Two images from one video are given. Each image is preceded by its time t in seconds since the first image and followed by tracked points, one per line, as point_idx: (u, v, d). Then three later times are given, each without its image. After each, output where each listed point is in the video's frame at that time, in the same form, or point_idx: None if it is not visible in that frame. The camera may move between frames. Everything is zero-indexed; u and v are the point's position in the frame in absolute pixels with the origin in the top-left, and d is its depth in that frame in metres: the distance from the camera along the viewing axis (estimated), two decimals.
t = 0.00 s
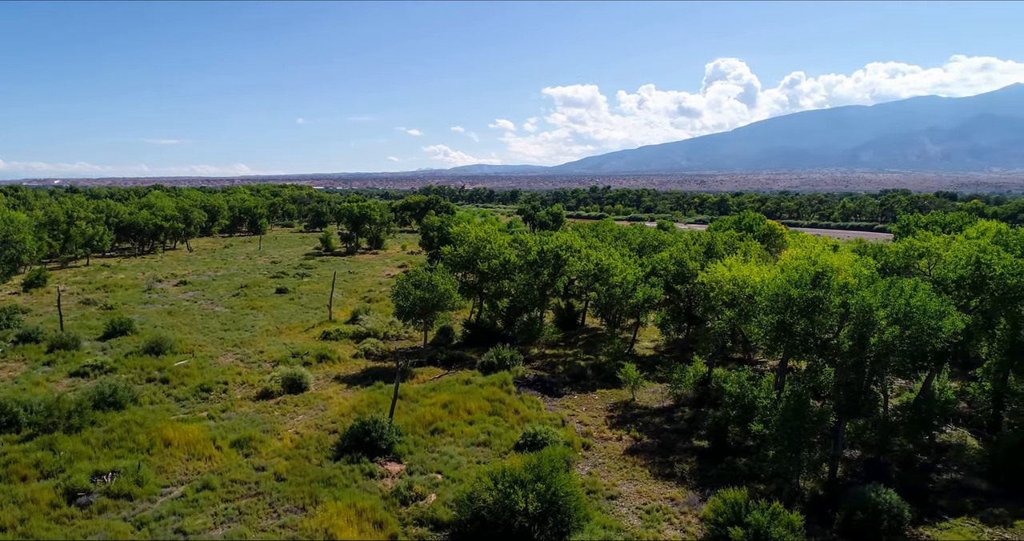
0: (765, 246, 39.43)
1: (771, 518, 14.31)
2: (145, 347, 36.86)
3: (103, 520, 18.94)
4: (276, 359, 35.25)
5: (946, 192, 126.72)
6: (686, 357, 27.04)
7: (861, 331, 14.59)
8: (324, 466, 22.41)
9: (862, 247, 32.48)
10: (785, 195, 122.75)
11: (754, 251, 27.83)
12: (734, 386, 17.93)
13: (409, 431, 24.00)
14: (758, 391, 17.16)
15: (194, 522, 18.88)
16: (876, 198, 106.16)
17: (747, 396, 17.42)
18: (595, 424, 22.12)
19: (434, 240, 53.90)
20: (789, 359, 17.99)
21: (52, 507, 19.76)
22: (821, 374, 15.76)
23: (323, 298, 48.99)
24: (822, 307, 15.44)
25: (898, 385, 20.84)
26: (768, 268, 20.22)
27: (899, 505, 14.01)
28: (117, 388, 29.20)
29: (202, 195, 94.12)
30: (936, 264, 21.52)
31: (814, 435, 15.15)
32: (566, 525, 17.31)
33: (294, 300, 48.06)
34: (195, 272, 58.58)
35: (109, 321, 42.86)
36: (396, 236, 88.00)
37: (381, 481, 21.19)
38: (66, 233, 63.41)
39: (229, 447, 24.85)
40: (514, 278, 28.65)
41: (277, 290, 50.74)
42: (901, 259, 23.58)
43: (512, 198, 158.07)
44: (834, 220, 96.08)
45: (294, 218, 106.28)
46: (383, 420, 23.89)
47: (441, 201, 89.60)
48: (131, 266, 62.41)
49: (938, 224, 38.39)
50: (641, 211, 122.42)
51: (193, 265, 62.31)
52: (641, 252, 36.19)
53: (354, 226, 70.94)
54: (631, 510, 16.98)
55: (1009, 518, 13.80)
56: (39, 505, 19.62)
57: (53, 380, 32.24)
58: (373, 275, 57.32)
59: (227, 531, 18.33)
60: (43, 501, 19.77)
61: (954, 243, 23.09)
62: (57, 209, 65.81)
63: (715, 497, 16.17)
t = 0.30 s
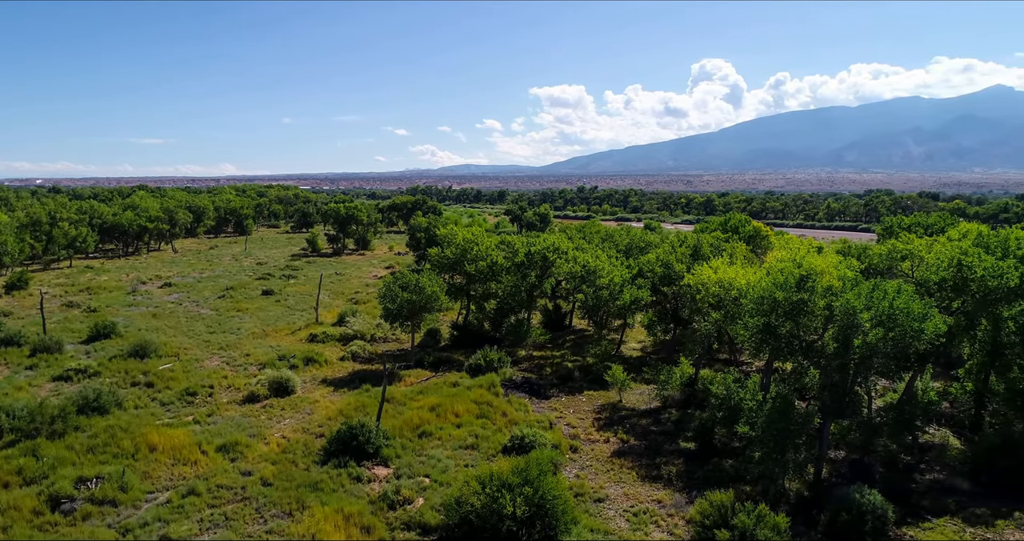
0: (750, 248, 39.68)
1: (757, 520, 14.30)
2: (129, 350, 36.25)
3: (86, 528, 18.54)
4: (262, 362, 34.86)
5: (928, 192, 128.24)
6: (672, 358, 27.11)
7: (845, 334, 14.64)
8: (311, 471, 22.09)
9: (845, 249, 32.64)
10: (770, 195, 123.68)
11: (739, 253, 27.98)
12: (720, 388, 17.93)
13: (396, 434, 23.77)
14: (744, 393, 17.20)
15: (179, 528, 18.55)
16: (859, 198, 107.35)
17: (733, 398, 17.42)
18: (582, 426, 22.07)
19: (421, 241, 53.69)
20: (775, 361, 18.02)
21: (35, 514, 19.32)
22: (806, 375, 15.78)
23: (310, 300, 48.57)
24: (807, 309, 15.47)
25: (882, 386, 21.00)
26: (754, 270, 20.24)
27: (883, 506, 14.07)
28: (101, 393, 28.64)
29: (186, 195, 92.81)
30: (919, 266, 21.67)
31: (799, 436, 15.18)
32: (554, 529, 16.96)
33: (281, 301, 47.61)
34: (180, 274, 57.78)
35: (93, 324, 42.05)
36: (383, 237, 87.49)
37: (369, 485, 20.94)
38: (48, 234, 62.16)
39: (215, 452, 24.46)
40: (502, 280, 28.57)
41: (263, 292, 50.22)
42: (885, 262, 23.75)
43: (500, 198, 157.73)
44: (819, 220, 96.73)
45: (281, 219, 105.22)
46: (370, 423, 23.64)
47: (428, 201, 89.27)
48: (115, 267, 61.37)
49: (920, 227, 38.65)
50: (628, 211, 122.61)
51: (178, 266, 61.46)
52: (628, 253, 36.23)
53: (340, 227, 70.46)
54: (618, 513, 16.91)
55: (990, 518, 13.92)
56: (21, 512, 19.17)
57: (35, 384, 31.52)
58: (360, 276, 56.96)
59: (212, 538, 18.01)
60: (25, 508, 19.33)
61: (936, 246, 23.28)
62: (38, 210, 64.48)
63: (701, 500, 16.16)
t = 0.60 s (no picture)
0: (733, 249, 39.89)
1: (741, 522, 14.30)
2: (111, 354, 35.54)
3: (67, 537, 18.08)
4: (247, 365, 34.41)
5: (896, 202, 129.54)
6: (658, 359, 27.14)
7: (829, 336, 14.68)
8: (296, 475, 21.71)
9: (828, 252, 32.85)
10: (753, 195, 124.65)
11: (723, 254, 28.07)
12: (705, 390, 17.93)
13: (382, 438, 23.50)
14: (728, 395, 17.21)
15: (163, 536, 18.13)
16: (842, 199, 108.47)
17: (718, 400, 17.43)
18: (568, 428, 22.01)
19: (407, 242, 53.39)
20: (759, 363, 18.02)
21: (15, 522, 18.83)
22: (790, 377, 15.81)
23: (295, 302, 48.07)
24: (790, 312, 15.50)
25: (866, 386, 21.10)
26: (738, 273, 20.27)
27: (865, 506, 14.14)
28: (83, 398, 28.01)
29: (169, 196, 91.39)
30: (901, 267, 21.86)
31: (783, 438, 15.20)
32: (540, 532, 16.67)
33: (266, 303, 47.07)
34: (163, 276, 56.84)
35: (74, 327, 41.14)
36: (369, 237, 86.91)
37: (355, 490, 20.63)
38: (26, 235, 60.74)
39: (199, 457, 23.99)
40: (488, 282, 28.44)
41: (247, 294, 49.61)
42: (867, 263, 23.93)
43: (486, 198, 157.39)
44: (803, 220, 97.57)
45: (265, 220, 103.98)
46: (356, 427, 23.35)
47: (414, 202, 88.86)
48: (96, 269, 60.17)
49: (900, 229, 39.03)
50: (614, 211, 122.84)
51: (161, 268, 60.51)
52: (613, 255, 36.29)
53: (325, 228, 69.88)
54: (604, 516, 16.82)
55: (970, 517, 14.04)
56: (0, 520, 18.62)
57: (13, 389, 30.70)
58: (345, 278, 56.54)
59: None
60: (4, 517, 18.78)
61: (916, 248, 23.50)
62: (16, 211, 62.98)
63: (686, 502, 16.13)
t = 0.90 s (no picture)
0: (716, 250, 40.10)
1: (725, 525, 14.30)
2: (92, 358, 34.80)
3: None
4: (231, 368, 33.92)
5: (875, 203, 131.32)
6: (643, 361, 27.20)
7: (811, 338, 14.74)
8: (281, 480, 21.28)
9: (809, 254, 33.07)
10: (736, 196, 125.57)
11: (706, 256, 28.20)
12: (689, 392, 17.93)
13: (367, 442, 23.22)
14: (713, 396, 17.25)
15: None
16: (824, 199, 109.55)
17: (702, 402, 17.44)
18: (554, 430, 21.97)
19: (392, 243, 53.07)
20: (742, 365, 18.06)
21: None
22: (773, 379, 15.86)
23: (279, 304, 47.56)
24: (774, 314, 15.52)
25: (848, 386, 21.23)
26: (722, 275, 20.31)
27: (847, 506, 14.20)
28: (64, 403, 27.31)
29: (151, 196, 89.92)
30: (882, 270, 22.07)
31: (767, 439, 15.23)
32: (527, 536, 16.36)
33: (250, 306, 46.50)
34: (145, 278, 55.89)
35: (54, 330, 40.20)
36: (354, 238, 86.26)
37: (340, 495, 20.30)
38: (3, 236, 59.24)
39: (183, 462, 23.44)
40: (474, 284, 28.30)
41: (231, 296, 48.96)
42: (849, 265, 24.14)
43: (472, 198, 156.84)
44: (786, 220, 98.43)
45: (249, 220, 102.72)
46: (341, 431, 23.01)
47: (399, 202, 88.39)
48: (76, 272, 58.95)
49: (881, 230, 39.43)
50: (600, 211, 123.00)
51: (143, 270, 59.53)
52: (597, 256, 36.32)
53: (310, 229, 69.21)
54: (589, 519, 16.71)
55: (949, 516, 14.17)
56: None
57: None
58: (330, 279, 56.07)
59: None
60: None
61: (897, 250, 23.73)
62: None
63: (671, 505, 16.09)
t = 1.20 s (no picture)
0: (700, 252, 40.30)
1: (711, 528, 14.28)
2: (75, 362, 34.10)
3: None
4: (216, 372, 33.48)
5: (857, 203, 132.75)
6: (629, 362, 27.26)
7: (796, 340, 14.80)
8: (267, 485, 20.84)
9: (792, 256, 33.29)
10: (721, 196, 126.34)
11: (691, 257, 28.33)
12: (675, 395, 17.96)
13: (354, 446, 22.91)
14: (698, 399, 17.28)
15: None
16: (807, 199, 110.51)
17: (688, 404, 17.47)
18: (541, 433, 21.93)
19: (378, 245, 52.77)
20: (727, 367, 18.12)
21: None
22: (758, 381, 15.92)
23: (265, 306, 47.06)
24: (758, 317, 15.56)
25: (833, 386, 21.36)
26: (707, 277, 20.37)
27: (831, 507, 14.24)
28: (46, 408, 26.69)
29: (134, 197, 88.56)
30: (865, 272, 22.28)
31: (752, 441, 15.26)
32: None
33: (235, 308, 45.96)
34: (128, 280, 55.01)
35: (34, 334, 39.32)
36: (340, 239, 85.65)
37: (327, 499, 19.94)
38: None
39: (167, 467, 22.91)
40: (460, 286, 28.20)
41: (216, 298, 48.38)
42: (832, 267, 24.35)
43: (458, 198, 156.26)
44: (770, 220, 99.03)
45: (234, 221, 101.55)
46: (328, 435, 22.65)
47: (386, 203, 87.91)
48: (57, 274, 57.82)
49: (863, 232, 39.77)
50: (586, 211, 123.09)
51: (126, 271, 58.57)
52: (584, 258, 36.34)
53: (296, 230, 68.55)
54: (577, 521, 16.57)
55: (931, 516, 14.28)
56: None
57: None
58: (316, 281, 55.64)
59: None
60: None
61: (880, 253, 23.91)
62: None
63: (658, 507, 16.03)
